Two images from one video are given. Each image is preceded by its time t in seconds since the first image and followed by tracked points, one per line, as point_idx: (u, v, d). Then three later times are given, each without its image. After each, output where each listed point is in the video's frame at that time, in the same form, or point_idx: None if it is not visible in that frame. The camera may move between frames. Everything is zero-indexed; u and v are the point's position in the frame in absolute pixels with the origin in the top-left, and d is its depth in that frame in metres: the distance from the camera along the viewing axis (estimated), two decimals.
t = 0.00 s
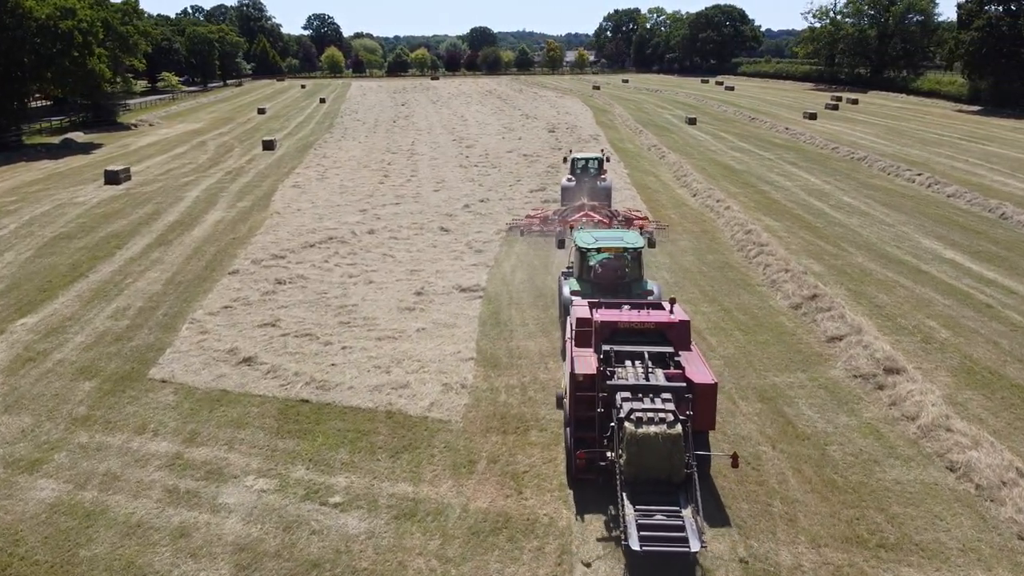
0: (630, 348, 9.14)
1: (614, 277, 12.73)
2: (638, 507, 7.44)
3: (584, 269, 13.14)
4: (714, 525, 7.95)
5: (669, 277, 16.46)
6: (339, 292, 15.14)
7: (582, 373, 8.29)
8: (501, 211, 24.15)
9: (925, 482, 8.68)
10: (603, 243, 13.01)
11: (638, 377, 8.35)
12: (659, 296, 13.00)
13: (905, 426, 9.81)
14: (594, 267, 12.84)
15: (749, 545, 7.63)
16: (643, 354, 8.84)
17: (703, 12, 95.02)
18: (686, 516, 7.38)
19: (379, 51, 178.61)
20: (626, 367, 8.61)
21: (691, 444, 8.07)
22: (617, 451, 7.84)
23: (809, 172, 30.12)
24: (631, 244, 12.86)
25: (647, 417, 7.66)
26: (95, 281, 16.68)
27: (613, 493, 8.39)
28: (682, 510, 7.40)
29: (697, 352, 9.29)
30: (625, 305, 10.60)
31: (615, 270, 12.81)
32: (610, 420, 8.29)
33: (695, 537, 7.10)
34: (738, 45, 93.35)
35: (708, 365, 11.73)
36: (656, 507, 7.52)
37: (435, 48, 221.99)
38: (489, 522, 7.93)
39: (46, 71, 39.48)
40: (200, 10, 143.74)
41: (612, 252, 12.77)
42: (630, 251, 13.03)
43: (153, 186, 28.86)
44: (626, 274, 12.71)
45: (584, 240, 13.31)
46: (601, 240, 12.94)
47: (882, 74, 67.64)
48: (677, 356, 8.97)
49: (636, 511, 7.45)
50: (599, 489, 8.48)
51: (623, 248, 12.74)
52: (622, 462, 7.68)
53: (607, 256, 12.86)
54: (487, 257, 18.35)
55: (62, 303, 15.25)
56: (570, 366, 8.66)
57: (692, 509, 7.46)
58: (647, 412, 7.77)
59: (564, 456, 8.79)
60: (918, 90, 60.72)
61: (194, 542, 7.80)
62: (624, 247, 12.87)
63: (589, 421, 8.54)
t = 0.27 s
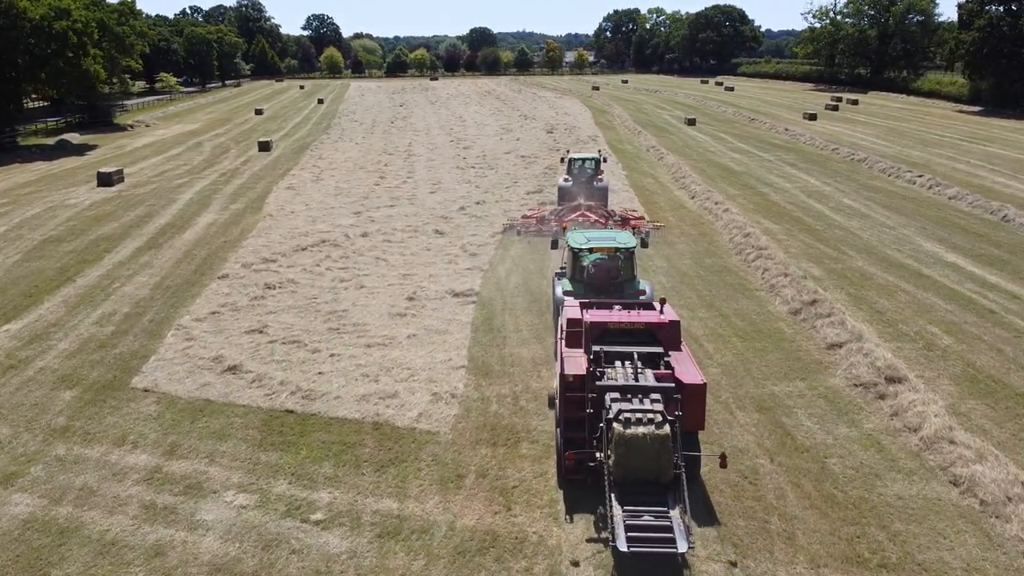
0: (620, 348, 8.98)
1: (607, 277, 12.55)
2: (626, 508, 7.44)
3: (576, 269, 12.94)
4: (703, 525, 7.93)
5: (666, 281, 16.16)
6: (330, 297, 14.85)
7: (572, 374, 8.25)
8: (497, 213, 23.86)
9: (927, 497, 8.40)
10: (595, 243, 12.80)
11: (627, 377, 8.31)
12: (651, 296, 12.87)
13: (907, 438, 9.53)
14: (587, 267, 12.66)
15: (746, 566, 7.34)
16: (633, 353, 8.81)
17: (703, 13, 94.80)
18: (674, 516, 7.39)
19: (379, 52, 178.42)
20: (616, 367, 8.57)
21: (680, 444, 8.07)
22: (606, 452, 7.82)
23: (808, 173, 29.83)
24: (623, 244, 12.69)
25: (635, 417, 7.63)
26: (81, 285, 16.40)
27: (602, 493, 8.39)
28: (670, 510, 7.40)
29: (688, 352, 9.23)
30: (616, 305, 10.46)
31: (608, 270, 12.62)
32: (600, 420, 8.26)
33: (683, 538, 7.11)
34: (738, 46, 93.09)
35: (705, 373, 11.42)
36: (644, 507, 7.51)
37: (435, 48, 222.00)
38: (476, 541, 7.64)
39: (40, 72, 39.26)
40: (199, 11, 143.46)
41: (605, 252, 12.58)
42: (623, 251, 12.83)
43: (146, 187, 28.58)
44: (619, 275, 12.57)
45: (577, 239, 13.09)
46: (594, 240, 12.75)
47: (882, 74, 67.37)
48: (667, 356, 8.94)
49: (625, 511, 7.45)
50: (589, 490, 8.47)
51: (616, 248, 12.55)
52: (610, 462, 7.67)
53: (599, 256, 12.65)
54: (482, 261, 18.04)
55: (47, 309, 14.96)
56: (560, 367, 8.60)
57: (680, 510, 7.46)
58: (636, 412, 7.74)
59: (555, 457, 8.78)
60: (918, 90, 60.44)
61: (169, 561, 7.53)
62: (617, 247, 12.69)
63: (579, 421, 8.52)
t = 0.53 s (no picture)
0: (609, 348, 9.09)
1: (599, 277, 12.41)
2: (613, 507, 7.40)
3: (567, 268, 12.76)
4: (690, 524, 7.92)
5: (663, 285, 15.87)
6: (319, 302, 14.56)
7: (561, 374, 8.21)
8: (493, 215, 23.57)
9: (929, 513, 8.11)
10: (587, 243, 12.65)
11: (615, 377, 8.28)
12: (642, 296, 12.87)
13: (908, 451, 9.24)
14: (579, 267, 12.50)
15: None
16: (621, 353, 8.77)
17: (702, 13, 94.51)
18: (661, 515, 7.35)
19: (379, 52, 178.19)
20: (605, 367, 8.55)
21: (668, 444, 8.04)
22: (593, 451, 7.79)
23: (808, 175, 29.53)
24: (614, 243, 12.62)
25: (622, 417, 7.59)
26: (67, 290, 16.11)
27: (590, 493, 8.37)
28: (657, 509, 7.37)
29: (677, 352, 9.21)
30: (606, 305, 10.50)
31: (599, 270, 12.50)
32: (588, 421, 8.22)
33: (669, 537, 7.08)
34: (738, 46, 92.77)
35: (701, 382, 11.12)
36: (631, 506, 7.48)
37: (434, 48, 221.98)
38: (461, 560, 7.35)
39: (33, 73, 39.12)
40: (197, 11, 143.07)
41: (597, 251, 12.42)
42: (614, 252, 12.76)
43: (139, 189, 28.30)
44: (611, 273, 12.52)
45: (568, 239, 12.95)
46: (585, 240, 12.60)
47: (882, 75, 67.08)
48: (656, 356, 8.91)
49: (612, 511, 7.42)
50: (579, 489, 8.45)
51: (607, 248, 12.46)
52: (597, 462, 7.63)
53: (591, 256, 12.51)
54: (475, 264, 17.73)
55: (31, 314, 14.67)
56: (549, 367, 8.57)
57: (667, 509, 7.43)
58: (623, 411, 7.71)
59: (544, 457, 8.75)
60: (918, 91, 60.11)
61: None
62: (608, 247, 12.58)
63: (567, 421, 8.49)
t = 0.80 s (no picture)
0: (600, 348, 8.95)
1: (590, 277, 12.53)
2: (602, 506, 7.33)
3: (560, 267, 12.89)
4: (679, 523, 7.94)
5: (659, 289, 15.60)
6: (308, 307, 14.27)
7: (551, 373, 8.05)
8: (489, 217, 23.29)
9: (931, 529, 7.83)
10: (579, 242, 12.52)
11: (606, 377, 8.14)
12: (634, 296, 12.94)
13: (910, 463, 8.96)
14: (570, 266, 12.63)
15: None
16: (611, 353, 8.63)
17: (702, 13, 94.31)
18: (650, 514, 7.25)
19: (378, 53, 178.14)
20: (595, 366, 8.41)
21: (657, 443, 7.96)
22: (582, 451, 7.68)
23: (808, 176, 29.26)
24: (607, 242, 12.41)
25: (611, 416, 7.47)
26: (53, 295, 15.83)
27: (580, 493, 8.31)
28: (645, 508, 7.27)
29: (668, 351, 9.07)
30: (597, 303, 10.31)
31: (592, 269, 12.61)
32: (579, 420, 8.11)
33: (657, 536, 6.97)
34: (737, 46, 92.53)
35: (697, 390, 10.84)
36: (620, 506, 7.39)
37: (434, 48, 222.06)
38: None
39: (27, 73, 38.80)
40: (195, 11, 142.60)
41: (588, 251, 12.34)
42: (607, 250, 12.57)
43: (131, 191, 28.02)
44: (604, 273, 12.48)
45: (560, 237, 12.82)
46: (577, 239, 12.48)
47: (883, 75, 66.83)
48: (646, 356, 8.78)
49: (600, 510, 7.33)
50: (569, 489, 8.37)
51: (599, 248, 12.31)
52: (587, 461, 7.52)
53: (584, 255, 12.53)
54: (470, 268, 17.44)
55: (15, 320, 14.38)
56: (538, 365, 8.41)
57: (656, 508, 7.33)
58: (613, 411, 7.58)
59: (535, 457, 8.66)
60: (919, 91, 59.84)
61: None
62: (600, 246, 12.41)
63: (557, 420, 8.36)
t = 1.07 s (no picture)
0: (590, 346, 9.16)
1: (584, 276, 12.48)
2: (589, 504, 7.40)
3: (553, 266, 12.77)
4: (669, 523, 7.88)
5: (656, 293, 15.34)
6: (298, 312, 14.00)
7: (540, 372, 8.14)
8: (485, 219, 23.04)
9: (934, 545, 7.57)
10: (573, 242, 12.64)
11: (595, 376, 8.28)
12: (627, 295, 12.97)
13: (912, 475, 8.71)
14: (564, 266, 12.52)
15: None
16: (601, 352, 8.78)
17: (701, 13, 94.13)
18: (636, 512, 7.33)
19: (377, 53, 177.93)
20: (584, 366, 8.55)
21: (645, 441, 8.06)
22: (571, 449, 7.78)
23: (807, 177, 29.01)
24: (600, 242, 12.49)
25: (600, 414, 7.58)
26: (40, 299, 15.58)
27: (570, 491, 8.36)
28: (632, 506, 7.35)
29: (657, 350, 9.21)
30: (588, 304, 10.45)
31: (585, 269, 12.58)
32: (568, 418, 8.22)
33: (644, 534, 7.03)
34: (737, 46, 92.29)
35: (694, 398, 10.57)
36: (608, 503, 7.46)
37: (433, 48, 221.92)
38: None
39: (22, 73, 38.53)
40: (193, 11, 142.33)
41: (582, 250, 12.43)
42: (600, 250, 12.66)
43: (125, 192, 27.76)
44: (598, 272, 12.50)
45: (554, 237, 12.86)
46: (570, 239, 12.58)
47: (883, 75, 66.61)
48: (636, 354, 8.93)
49: (588, 508, 7.40)
50: (559, 488, 8.40)
51: (593, 247, 12.41)
52: (575, 459, 7.61)
53: (577, 255, 12.58)
54: (464, 271, 17.17)
55: None
56: (529, 364, 8.50)
57: (643, 505, 7.41)
58: (601, 409, 7.70)
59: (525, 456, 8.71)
60: (919, 91, 59.57)
61: None
62: (594, 246, 12.51)
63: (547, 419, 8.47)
